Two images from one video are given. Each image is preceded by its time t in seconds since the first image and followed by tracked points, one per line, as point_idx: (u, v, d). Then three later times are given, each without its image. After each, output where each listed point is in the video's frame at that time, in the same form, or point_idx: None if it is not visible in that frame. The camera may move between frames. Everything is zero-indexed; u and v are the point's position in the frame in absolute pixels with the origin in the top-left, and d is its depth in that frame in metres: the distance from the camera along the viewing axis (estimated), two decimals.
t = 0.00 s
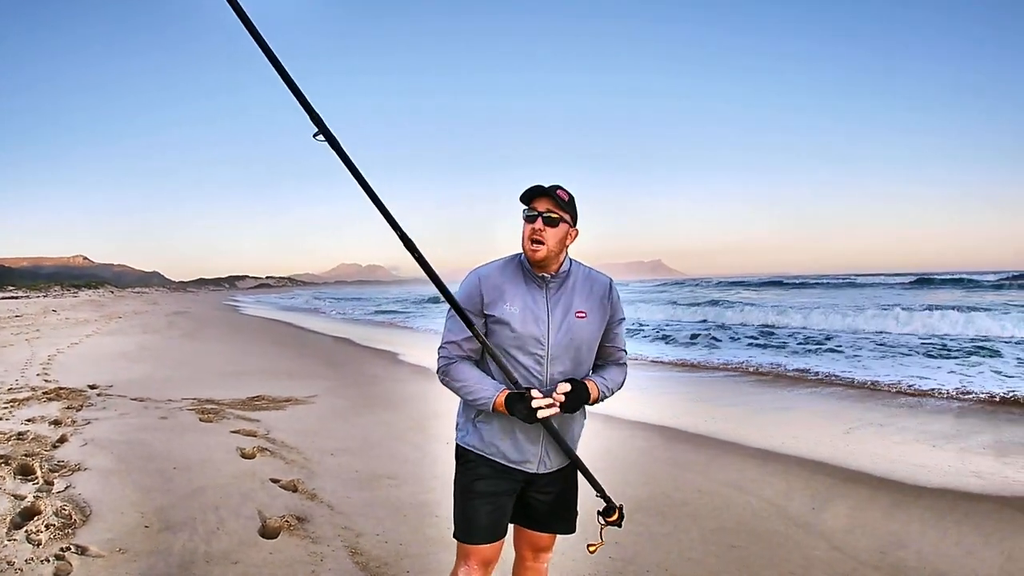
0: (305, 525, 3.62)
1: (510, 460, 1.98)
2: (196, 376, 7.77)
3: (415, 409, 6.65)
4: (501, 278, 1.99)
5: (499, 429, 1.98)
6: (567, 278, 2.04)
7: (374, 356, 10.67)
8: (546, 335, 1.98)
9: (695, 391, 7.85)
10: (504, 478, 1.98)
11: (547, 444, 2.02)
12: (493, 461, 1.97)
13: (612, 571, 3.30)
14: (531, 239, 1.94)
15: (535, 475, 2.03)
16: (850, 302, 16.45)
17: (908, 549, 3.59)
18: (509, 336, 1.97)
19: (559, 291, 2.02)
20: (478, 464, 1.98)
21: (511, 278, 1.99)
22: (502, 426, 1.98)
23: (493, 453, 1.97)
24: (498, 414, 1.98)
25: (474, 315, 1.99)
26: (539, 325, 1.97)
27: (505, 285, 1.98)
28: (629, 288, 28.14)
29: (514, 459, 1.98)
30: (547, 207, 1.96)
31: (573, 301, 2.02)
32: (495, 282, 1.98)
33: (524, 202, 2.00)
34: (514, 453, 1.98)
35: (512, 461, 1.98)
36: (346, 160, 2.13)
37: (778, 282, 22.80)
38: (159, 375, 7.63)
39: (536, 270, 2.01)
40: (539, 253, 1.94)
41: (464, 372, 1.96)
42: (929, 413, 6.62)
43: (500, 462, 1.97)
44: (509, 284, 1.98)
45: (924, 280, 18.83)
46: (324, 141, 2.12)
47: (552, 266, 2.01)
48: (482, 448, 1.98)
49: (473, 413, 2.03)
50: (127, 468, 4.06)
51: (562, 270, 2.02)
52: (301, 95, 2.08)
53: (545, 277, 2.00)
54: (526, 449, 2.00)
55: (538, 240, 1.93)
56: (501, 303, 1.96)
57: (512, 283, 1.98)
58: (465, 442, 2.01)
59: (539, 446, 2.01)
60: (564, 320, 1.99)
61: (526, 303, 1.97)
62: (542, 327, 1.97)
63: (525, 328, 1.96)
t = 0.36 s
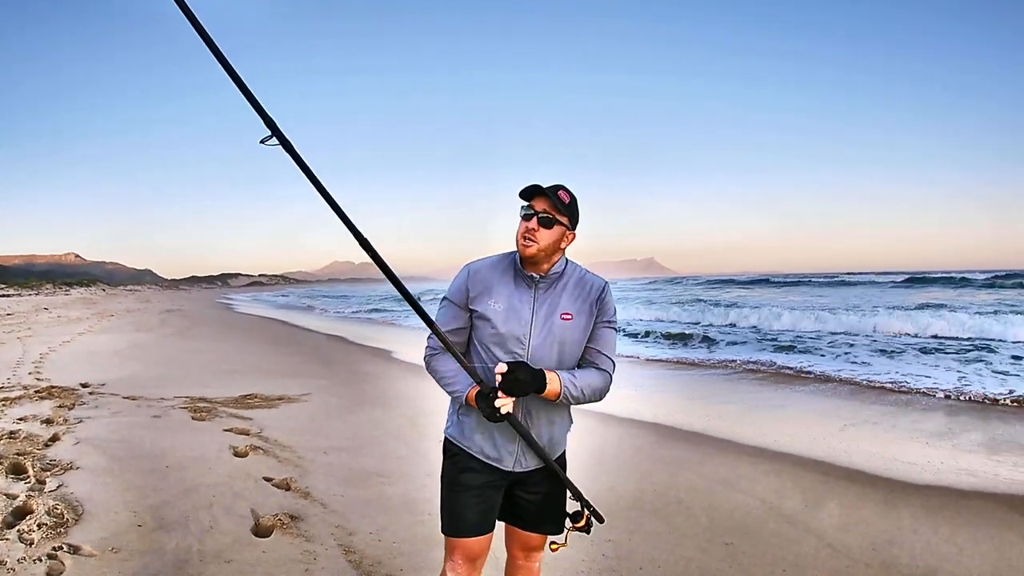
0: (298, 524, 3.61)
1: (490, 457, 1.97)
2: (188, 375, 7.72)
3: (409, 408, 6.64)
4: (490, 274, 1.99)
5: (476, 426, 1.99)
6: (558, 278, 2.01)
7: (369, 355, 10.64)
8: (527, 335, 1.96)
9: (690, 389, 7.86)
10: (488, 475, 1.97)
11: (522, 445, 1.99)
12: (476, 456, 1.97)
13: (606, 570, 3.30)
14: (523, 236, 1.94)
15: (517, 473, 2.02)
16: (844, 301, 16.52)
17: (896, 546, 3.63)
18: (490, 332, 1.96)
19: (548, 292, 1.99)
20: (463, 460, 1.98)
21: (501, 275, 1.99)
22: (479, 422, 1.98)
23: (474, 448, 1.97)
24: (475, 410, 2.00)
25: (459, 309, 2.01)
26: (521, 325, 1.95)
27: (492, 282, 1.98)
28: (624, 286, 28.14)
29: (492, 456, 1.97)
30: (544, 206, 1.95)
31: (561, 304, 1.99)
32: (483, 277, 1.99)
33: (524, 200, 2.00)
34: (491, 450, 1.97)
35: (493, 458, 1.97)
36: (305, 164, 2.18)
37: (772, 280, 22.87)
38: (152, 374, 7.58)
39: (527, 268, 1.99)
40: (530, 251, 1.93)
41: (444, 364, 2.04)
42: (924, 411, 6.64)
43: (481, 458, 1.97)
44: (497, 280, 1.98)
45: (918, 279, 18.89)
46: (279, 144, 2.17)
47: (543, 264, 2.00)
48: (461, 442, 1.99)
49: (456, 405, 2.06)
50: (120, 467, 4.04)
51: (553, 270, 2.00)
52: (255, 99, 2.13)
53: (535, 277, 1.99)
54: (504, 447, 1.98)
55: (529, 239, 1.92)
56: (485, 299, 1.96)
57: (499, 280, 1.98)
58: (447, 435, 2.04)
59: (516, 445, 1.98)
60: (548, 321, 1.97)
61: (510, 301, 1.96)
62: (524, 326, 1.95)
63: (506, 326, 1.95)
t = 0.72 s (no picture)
0: (298, 523, 3.61)
1: (467, 466, 1.93)
2: (187, 374, 7.71)
3: (408, 407, 6.63)
4: (460, 275, 1.96)
5: (449, 433, 1.97)
6: (533, 276, 1.94)
7: (369, 354, 10.64)
8: (498, 337, 1.89)
9: (690, 388, 7.86)
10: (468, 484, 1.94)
11: (498, 453, 1.93)
12: (453, 465, 1.95)
13: (607, 569, 3.30)
14: (490, 232, 1.90)
15: (498, 482, 1.96)
16: (844, 299, 16.54)
17: (896, 544, 3.63)
18: (460, 335, 1.92)
19: (520, 291, 1.93)
20: (443, 469, 1.97)
21: (471, 276, 1.95)
22: (454, 430, 1.96)
23: (450, 456, 1.95)
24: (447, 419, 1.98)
25: (430, 314, 1.99)
26: (491, 326, 1.89)
27: (461, 283, 1.94)
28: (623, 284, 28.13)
29: (468, 464, 1.93)
30: (512, 200, 1.91)
31: (534, 304, 1.92)
32: (452, 279, 1.96)
33: (494, 193, 1.97)
34: (467, 458, 1.94)
35: (469, 467, 1.93)
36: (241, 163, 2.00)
37: (772, 278, 22.87)
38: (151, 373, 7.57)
39: (498, 267, 1.94)
40: (497, 247, 1.88)
41: (415, 372, 2.06)
42: (923, 408, 6.63)
43: (458, 468, 1.94)
44: (466, 281, 1.94)
45: (917, 277, 18.91)
46: (214, 142, 1.99)
47: (515, 263, 1.94)
48: (438, 451, 1.97)
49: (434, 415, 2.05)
50: (119, 467, 4.03)
51: (526, 268, 1.93)
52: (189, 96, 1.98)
53: (506, 276, 1.93)
54: (480, 456, 1.94)
55: (497, 234, 1.88)
56: (453, 301, 1.93)
57: (469, 282, 1.94)
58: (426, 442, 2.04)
59: (491, 453, 1.93)
60: (520, 320, 1.90)
61: (478, 302, 1.91)
62: (492, 328, 1.89)
63: (474, 328, 1.90)
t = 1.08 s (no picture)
0: (303, 523, 3.62)
1: (437, 473, 1.94)
2: (192, 374, 7.74)
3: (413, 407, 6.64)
4: (419, 270, 1.96)
5: (416, 439, 1.98)
6: (495, 266, 1.93)
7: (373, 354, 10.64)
8: (460, 331, 1.89)
9: (694, 388, 7.84)
10: (444, 494, 1.94)
11: (469, 456, 1.92)
12: (424, 472, 1.96)
13: (610, 568, 3.29)
14: (443, 216, 1.89)
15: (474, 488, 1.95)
16: (850, 299, 16.44)
17: (901, 544, 3.61)
18: (420, 331, 1.92)
19: (480, 282, 1.92)
20: (418, 480, 1.97)
21: (430, 271, 1.95)
22: (421, 436, 1.97)
23: (419, 465, 1.96)
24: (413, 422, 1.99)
25: (389, 311, 1.99)
26: (451, 320, 1.89)
27: (420, 278, 1.95)
28: (628, 284, 28.04)
29: (439, 471, 1.94)
30: (464, 181, 1.89)
31: (493, 294, 1.91)
32: (410, 275, 1.96)
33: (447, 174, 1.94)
34: (436, 464, 1.94)
35: (440, 474, 1.94)
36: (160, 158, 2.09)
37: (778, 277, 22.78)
38: (157, 374, 7.60)
39: (459, 258, 1.94)
40: (449, 231, 1.87)
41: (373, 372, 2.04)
42: (929, 408, 6.59)
43: (431, 476, 1.94)
44: (424, 276, 1.94)
45: (924, 276, 18.81)
46: (125, 134, 2.08)
47: (474, 253, 1.93)
48: (409, 460, 1.98)
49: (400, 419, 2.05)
50: (124, 467, 4.05)
51: (486, 257, 1.92)
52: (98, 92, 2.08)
53: (468, 268, 1.92)
54: (450, 461, 1.93)
55: (448, 220, 1.87)
56: (410, 297, 1.93)
57: (427, 276, 1.94)
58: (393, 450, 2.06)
59: (461, 455, 1.92)
60: (482, 313, 1.89)
61: (435, 296, 1.91)
62: (450, 321, 1.89)
63: (432, 322, 1.89)
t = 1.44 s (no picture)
0: (313, 524, 3.63)
1: (444, 467, 1.94)
2: (202, 376, 7.79)
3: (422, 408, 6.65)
4: (424, 261, 1.96)
5: (424, 430, 1.98)
6: (500, 253, 1.92)
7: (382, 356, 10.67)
8: (464, 319, 1.88)
9: (703, 388, 7.80)
10: (448, 495, 1.94)
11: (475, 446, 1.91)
12: (430, 470, 1.96)
13: (620, 570, 3.28)
14: (467, 226, 1.81)
15: (480, 487, 1.94)
16: (861, 299, 16.30)
17: (915, 546, 3.57)
18: (426, 322, 1.92)
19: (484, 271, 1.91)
20: (423, 482, 1.98)
21: (435, 261, 1.95)
22: (426, 428, 1.98)
23: (426, 460, 1.96)
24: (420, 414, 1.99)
25: (396, 304, 2.01)
26: (456, 308, 1.88)
27: (425, 269, 1.95)
28: (637, 285, 27.96)
29: (445, 465, 1.93)
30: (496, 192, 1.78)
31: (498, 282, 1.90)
32: (417, 266, 1.97)
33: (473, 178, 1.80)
34: (443, 457, 1.94)
35: (447, 469, 1.93)
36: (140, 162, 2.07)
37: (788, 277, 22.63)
38: (167, 376, 7.66)
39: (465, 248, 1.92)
40: (475, 239, 1.83)
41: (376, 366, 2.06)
42: (941, 409, 6.52)
43: (439, 471, 1.94)
44: (429, 267, 1.95)
45: (936, 275, 18.63)
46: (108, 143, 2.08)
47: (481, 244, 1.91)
48: (415, 454, 1.98)
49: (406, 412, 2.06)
50: (135, 468, 4.08)
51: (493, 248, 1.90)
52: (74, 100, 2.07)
53: (474, 257, 1.90)
54: (457, 454, 1.93)
55: (473, 232, 1.81)
56: (415, 288, 1.94)
57: (432, 267, 1.94)
58: (400, 445, 2.05)
59: (467, 448, 1.92)
60: (486, 300, 1.88)
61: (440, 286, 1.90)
62: (453, 310, 1.88)
63: (436, 312, 1.89)
